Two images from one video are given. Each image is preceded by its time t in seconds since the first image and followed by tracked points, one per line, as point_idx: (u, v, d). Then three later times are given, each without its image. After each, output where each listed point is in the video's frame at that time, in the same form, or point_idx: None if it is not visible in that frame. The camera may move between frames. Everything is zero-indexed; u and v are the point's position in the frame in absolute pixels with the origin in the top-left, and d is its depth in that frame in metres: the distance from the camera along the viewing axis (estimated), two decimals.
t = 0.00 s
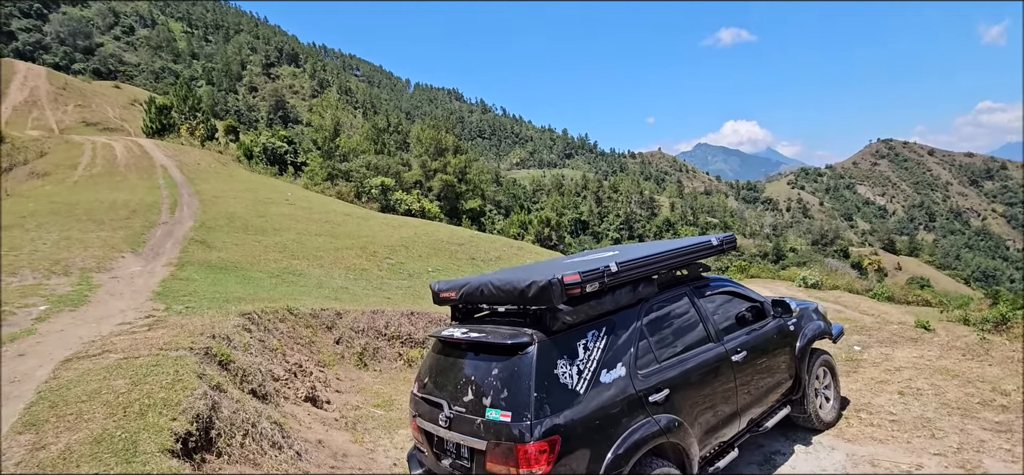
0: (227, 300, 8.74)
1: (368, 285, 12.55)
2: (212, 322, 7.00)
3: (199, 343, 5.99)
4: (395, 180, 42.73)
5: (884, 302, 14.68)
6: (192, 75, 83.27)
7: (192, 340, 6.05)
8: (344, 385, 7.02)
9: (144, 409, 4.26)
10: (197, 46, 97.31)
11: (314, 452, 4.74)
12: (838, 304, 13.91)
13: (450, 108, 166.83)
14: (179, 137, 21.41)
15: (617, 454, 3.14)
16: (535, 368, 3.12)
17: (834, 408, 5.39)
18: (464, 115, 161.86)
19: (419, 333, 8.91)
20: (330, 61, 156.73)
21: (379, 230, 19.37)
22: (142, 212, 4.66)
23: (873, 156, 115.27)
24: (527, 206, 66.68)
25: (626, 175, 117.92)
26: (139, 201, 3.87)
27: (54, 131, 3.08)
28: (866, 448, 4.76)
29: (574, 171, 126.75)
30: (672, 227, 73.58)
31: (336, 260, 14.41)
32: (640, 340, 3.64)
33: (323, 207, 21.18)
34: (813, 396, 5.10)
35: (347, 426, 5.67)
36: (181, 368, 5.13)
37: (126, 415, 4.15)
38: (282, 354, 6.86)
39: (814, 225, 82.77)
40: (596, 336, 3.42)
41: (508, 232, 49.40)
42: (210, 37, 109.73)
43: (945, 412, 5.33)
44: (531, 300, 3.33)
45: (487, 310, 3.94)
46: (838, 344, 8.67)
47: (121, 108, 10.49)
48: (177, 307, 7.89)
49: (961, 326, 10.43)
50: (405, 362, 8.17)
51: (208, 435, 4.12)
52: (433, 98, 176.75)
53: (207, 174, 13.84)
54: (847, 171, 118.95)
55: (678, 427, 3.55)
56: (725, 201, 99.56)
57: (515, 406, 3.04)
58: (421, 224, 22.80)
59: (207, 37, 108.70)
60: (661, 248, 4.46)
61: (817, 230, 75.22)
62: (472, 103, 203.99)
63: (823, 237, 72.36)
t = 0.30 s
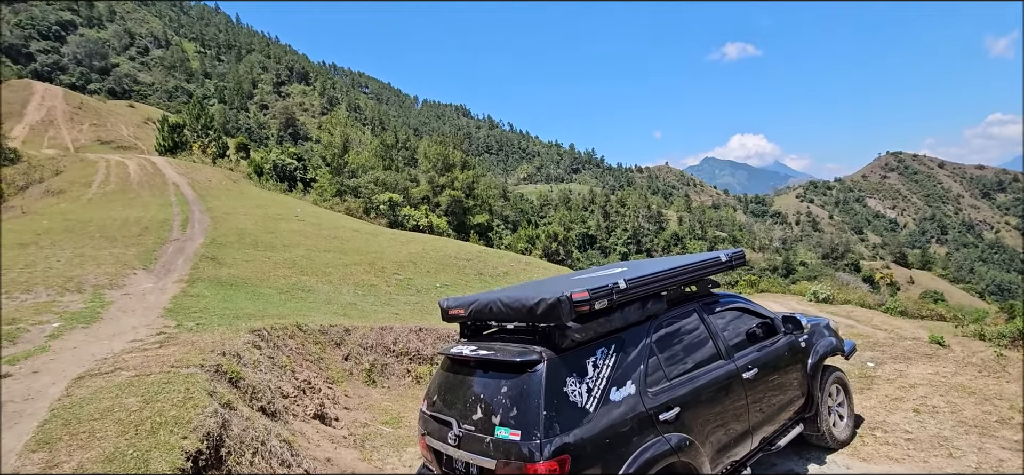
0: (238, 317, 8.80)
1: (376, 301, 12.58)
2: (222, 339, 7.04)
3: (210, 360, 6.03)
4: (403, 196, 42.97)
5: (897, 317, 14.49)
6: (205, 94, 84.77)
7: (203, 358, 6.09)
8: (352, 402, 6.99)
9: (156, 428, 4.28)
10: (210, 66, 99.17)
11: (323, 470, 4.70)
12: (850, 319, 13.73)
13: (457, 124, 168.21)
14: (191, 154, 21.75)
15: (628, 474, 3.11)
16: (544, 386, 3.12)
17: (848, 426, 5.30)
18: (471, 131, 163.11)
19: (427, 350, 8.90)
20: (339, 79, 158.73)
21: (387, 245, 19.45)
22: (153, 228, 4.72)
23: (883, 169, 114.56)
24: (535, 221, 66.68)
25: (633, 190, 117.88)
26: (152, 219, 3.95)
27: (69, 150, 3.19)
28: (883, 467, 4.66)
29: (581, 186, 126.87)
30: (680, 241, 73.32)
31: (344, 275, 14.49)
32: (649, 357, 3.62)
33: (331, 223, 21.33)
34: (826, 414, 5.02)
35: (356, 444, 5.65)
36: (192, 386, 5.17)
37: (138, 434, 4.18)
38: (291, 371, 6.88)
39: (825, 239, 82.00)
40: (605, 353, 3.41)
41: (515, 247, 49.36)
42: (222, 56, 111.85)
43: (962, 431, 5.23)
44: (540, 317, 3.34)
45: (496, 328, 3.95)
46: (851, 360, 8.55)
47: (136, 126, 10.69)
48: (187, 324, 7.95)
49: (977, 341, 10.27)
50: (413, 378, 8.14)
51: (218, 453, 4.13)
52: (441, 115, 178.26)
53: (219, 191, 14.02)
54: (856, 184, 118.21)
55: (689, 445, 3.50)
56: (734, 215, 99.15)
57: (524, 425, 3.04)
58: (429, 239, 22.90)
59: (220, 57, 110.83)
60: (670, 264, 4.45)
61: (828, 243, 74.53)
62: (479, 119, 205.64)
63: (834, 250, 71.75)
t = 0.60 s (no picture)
0: (241, 329, 8.82)
1: (379, 313, 12.57)
2: (226, 352, 7.05)
3: (214, 373, 6.04)
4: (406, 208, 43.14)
5: (903, 329, 14.42)
6: (210, 107, 85.58)
7: (207, 371, 6.11)
8: (355, 416, 6.96)
9: (160, 441, 4.28)
10: (216, 79, 100.21)
11: None
12: (856, 331, 13.65)
13: (460, 136, 169.16)
14: (196, 167, 21.90)
15: None
16: (549, 400, 3.11)
17: (855, 440, 5.25)
18: (474, 143, 163.92)
19: (430, 362, 8.87)
20: (344, 92, 160.04)
21: (390, 257, 19.46)
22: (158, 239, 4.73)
23: (886, 181, 114.49)
24: (537, 233, 66.73)
25: (635, 201, 117.96)
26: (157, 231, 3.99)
27: (76, 164, 3.26)
28: None
29: (583, 198, 127.06)
30: (683, 253, 73.14)
31: (347, 287, 14.50)
32: (654, 370, 3.61)
33: (335, 234, 21.39)
34: (833, 428, 4.98)
35: (359, 457, 5.59)
36: (197, 399, 5.17)
37: (142, 448, 4.17)
38: (295, 384, 6.88)
39: (828, 250, 81.77)
40: (610, 367, 3.40)
41: (518, 258, 49.35)
42: (228, 70, 113.09)
43: (971, 446, 5.16)
44: (544, 331, 3.34)
45: (500, 341, 3.94)
46: (858, 373, 8.48)
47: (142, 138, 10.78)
48: (191, 337, 7.97)
49: (984, 354, 10.19)
50: (416, 391, 8.09)
51: (222, 467, 4.11)
52: (444, 128, 179.39)
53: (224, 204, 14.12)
54: (859, 195, 117.98)
55: (695, 461, 3.48)
56: (737, 226, 98.96)
57: (529, 439, 3.03)
58: (432, 251, 22.92)
59: (226, 71, 112.05)
60: (675, 277, 4.44)
61: (832, 255, 74.27)
62: (482, 132, 206.63)
63: (838, 262, 71.45)
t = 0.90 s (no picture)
0: (237, 338, 8.77)
1: (376, 323, 12.50)
2: (222, 362, 7.01)
3: (210, 383, 6.01)
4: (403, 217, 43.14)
5: (901, 339, 14.43)
6: (209, 116, 85.80)
7: (202, 381, 6.07)
8: (351, 426, 6.89)
9: (154, 452, 4.24)
10: (214, 88, 100.51)
11: None
12: (854, 341, 13.64)
13: (458, 146, 169.75)
14: (194, 176, 21.87)
15: None
16: (548, 410, 3.10)
17: (853, 450, 5.23)
18: (472, 153, 164.48)
19: (427, 372, 8.81)
20: (342, 102, 160.46)
21: (388, 266, 19.43)
22: (156, 249, 4.74)
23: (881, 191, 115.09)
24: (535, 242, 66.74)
25: (633, 211, 118.28)
26: (153, 240, 3.99)
27: (73, 172, 3.27)
28: None
29: (581, 207, 127.16)
30: (681, 262, 73.25)
31: (344, 297, 14.45)
32: (652, 380, 3.59)
33: (332, 244, 21.34)
34: (832, 439, 4.96)
35: (354, 468, 5.49)
36: (192, 409, 5.14)
37: (136, 459, 4.13)
38: (291, 394, 6.84)
39: (825, 260, 81.92)
40: (608, 377, 3.39)
41: (516, 268, 49.31)
42: (226, 79, 113.50)
43: (969, 456, 5.14)
44: (542, 340, 3.33)
45: (497, 351, 3.93)
46: (856, 383, 8.47)
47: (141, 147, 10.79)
48: (187, 346, 7.92)
49: (982, 364, 10.20)
50: (413, 400, 8.00)
51: None
52: (442, 137, 179.82)
53: (222, 212, 14.08)
54: (854, 206, 118.63)
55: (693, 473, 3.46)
56: (734, 235, 99.18)
57: (527, 450, 3.02)
58: (429, 260, 22.90)
59: (224, 80, 112.32)
60: (673, 287, 4.45)
61: (829, 264, 74.43)
62: (480, 141, 207.35)
63: (835, 271, 71.59)
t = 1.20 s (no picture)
0: (225, 346, 8.66)
1: (367, 330, 12.42)
2: (209, 370, 6.93)
3: (196, 391, 5.95)
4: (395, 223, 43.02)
5: (889, 347, 14.58)
6: (200, 121, 85.37)
7: (188, 389, 6.01)
8: (340, 435, 6.78)
9: (137, 463, 4.16)
10: (205, 93, 99.98)
11: None
12: (844, 350, 13.75)
13: (451, 152, 169.97)
14: (184, 181, 21.69)
15: None
16: (538, 420, 3.10)
17: (843, 459, 5.25)
18: (465, 160, 164.64)
19: (418, 380, 8.74)
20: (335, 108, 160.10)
21: (379, 273, 19.34)
22: (142, 255, 4.66)
23: (869, 201, 116.92)
24: (527, 249, 66.77)
25: (625, 219, 118.81)
26: (140, 246, 3.92)
27: (60, 176, 3.21)
28: None
29: (573, 215, 127.44)
30: (672, 270, 73.61)
31: (335, 303, 14.36)
32: (643, 389, 3.59)
33: (323, 250, 21.19)
34: (821, 448, 4.97)
35: None
36: (177, 418, 5.08)
37: (119, 469, 4.05)
38: (279, 402, 6.77)
39: (815, 268, 82.73)
40: (598, 385, 3.39)
41: (508, 275, 49.25)
42: (218, 84, 113.05)
43: (956, 465, 5.16)
44: (533, 350, 3.33)
45: (488, 359, 3.92)
46: (844, 392, 8.53)
47: (130, 152, 10.70)
48: (173, 353, 7.83)
49: (968, 373, 10.35)
50: (403, 409, 7.92)
51: None
52: (434, 143, 179.91)
53: (212, 217, 13.96)
54: (843, 215, 119.95)
55: None
56: (725, 244, 99.84)
57: (517, 460, 3.00)
58: (421, 267, 22.84)
59: (216, 85, 111.82)
60: (665, 295, 4.47)
61: (818, 273, 75.18)
62: (473, 148, 207.64)
63: (824, 280, 72.21)
